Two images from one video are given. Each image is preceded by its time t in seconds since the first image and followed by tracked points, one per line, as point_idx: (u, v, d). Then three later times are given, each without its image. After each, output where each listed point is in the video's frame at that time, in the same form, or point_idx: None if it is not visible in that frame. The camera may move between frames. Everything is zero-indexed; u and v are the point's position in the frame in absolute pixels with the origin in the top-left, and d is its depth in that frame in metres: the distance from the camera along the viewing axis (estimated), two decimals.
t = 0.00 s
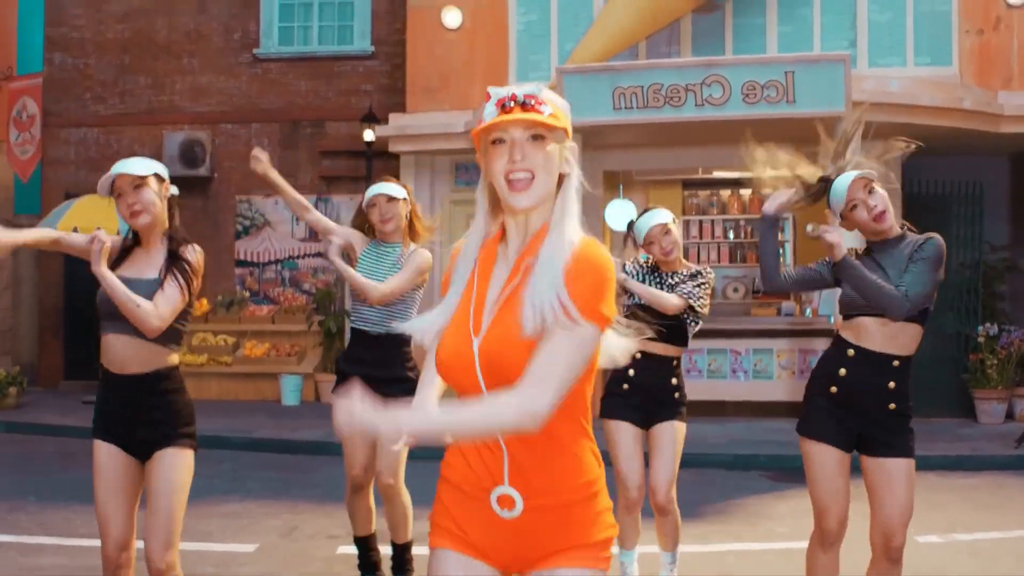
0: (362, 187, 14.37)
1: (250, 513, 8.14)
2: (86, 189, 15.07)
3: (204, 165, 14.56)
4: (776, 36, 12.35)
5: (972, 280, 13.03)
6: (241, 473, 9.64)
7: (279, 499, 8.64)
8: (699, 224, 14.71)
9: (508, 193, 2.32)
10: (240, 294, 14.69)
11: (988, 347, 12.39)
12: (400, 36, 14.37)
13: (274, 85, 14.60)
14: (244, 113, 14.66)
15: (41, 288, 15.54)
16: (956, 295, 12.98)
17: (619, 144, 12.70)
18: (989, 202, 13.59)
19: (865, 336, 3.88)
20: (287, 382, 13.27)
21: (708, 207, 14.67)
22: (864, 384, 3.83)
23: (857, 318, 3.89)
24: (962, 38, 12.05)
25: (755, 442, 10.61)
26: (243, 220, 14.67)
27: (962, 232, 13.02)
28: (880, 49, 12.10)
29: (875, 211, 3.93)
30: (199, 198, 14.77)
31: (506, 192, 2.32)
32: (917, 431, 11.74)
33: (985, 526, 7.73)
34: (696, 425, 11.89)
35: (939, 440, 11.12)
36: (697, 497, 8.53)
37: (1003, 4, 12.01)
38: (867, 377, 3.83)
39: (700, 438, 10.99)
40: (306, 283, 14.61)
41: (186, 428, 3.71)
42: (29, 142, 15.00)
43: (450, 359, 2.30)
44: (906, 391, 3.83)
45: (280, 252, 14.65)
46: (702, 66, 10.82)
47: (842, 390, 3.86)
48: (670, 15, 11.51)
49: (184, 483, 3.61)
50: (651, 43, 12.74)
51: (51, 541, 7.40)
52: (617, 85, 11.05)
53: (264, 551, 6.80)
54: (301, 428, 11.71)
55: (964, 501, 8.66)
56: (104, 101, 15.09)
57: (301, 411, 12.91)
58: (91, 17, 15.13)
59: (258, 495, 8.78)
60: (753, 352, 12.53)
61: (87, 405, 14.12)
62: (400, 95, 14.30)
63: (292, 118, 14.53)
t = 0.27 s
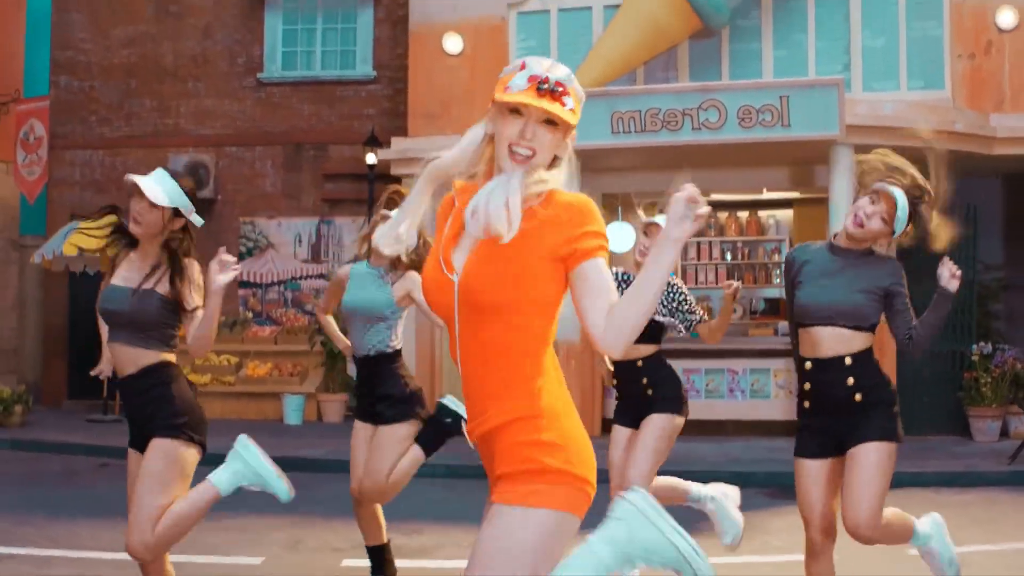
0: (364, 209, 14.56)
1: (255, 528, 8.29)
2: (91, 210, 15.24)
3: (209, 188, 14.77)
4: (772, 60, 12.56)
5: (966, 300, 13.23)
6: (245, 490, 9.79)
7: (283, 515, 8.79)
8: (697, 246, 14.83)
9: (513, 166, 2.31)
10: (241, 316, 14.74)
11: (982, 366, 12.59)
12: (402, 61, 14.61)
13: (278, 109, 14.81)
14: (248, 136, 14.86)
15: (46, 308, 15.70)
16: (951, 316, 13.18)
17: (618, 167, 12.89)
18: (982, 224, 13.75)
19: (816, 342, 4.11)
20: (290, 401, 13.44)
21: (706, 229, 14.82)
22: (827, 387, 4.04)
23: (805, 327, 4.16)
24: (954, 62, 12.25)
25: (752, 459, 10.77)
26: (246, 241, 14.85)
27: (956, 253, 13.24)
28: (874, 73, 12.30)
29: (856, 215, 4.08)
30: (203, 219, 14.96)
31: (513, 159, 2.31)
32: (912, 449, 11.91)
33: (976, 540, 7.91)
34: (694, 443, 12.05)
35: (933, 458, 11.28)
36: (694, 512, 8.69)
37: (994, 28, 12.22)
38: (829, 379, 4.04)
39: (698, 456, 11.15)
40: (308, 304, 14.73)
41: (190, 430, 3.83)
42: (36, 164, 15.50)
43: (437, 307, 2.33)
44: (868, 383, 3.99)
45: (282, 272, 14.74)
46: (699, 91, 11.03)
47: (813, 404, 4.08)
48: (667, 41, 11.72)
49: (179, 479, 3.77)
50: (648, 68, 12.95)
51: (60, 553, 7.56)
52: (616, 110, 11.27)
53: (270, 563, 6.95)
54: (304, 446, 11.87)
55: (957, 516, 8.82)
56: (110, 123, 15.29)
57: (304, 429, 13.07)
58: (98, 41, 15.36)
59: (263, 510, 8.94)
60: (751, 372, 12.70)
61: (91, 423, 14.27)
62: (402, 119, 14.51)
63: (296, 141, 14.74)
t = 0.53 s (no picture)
0: (368, 222, 14.94)
1: (266, 526, 8.63)
2: (100, 222, 15.60)
3: (216, 201, 15.12)
4: (764, 77, 12.94)
5: (954, 308, 13.61)
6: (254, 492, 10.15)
7: (292, 515, 9.14)
8: (693, 257, 15.19)
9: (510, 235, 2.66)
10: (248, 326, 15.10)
11: (970, 373, 12.95)
12: (405, 77, 15.00)
13: (284, 124, 15.19)
14: (254, 150, 15.23)
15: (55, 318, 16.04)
16: (941, 324, 13.57)
17: (615, 182, 13.26)
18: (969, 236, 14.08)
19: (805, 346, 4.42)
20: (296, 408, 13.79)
21: (701, 241, 15.17)
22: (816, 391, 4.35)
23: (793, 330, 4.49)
24: (941, 79, 12.63)
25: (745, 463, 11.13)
26: (252, 253, 15.21)
27: (944, 263, 13.66)
28: (863, 89, 12.69)
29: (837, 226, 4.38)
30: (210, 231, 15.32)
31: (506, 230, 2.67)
32: (901, 453, 12.27)
33: (957, 538, 8.27)
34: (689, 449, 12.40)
35: (922, 461, 11.64)
36: (688, 512, 9.05)
37: (980, 46, 12.61)
38: (817, 383, 4.37)
39: (693, 460, 11.51)
40: (313, 314, 15.17)
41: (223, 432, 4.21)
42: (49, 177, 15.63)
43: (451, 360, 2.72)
44: (853, 390, 4.34)
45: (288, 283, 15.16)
46: (693, 108, 11.39)
47: (798, 402, 4.38)
48: (663, 58, 12.10)
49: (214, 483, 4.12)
50: (645, 84, 13.34)
51: (80, 549, 7.91)
52: (612, 125, 11.64)
53: (282, 559, 7.30)
54: (310, 450, 12.22)
55: (941, 515, 9.19)
56: (119, 137, 15.66)
57: (309, 436, 13.42)
58: (107, 57, 15.73)
59: (273, 511, 9.28)
60: (745, 379, 13.04)
61: (100, 430, 14.62)
62: (405, 134, 14.89)
63: (301, 156, 15.11)
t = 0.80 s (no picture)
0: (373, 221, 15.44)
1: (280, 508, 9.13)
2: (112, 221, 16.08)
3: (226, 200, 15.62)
4: (755, 82, 13.45)
5: (939, 305, 14.13)
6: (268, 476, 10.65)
7: (306, 497, 9.64)
8: (688, 255, 15.70)
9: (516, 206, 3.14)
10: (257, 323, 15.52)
11: (954, 366, 13.45)
12: (409, 81, 15.52)
13: (291, 126, 15.70)
14: (262, 151, 15.73)
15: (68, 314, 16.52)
16: (928, 320, 14.10)
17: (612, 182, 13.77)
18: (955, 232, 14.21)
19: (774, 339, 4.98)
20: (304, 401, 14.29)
21: (696, 240, 15.71)
22: (786, 376, 4.88)
23: (766, 326, 5.03)
24: (926, 83, 13.10)
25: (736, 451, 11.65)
26: (260, 251, 15.70)
27: (927, 261, 14.20)
28: (850, 94, 13.19)
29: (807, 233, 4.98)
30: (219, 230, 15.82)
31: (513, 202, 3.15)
32: (886, 442, 12.78)
33: (933, 517, 8.79)
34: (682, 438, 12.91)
35: (905, 449, 12.16)
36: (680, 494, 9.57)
37: (963, 51, 13.05)
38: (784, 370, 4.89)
39: (686, 448, 12.02)
40: (319, 310, 15.58)
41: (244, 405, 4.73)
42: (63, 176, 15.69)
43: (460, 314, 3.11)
44: (815, 368, 4.83)
45: (295, 280, 15.63)
46: (686, 112, 11.87)
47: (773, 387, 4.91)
48: (657, 64, 12.60)
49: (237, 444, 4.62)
50: (641, 89, 13.85)
51: (108, 528, 8.41)
52: (609, 128, 12.13)
53: (299, 535, 7.81)
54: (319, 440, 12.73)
55: (921, 497, 9.71)
56: (131, 138, 16.15)
57: (317, 427, 13.92)
58: (119, 61, 16.23)
59: (287, 494, 9.78)
60: (738, 372, 13.56)
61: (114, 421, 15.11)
62: (409, 135, 15.40)
63: (308, 157, 15.62)
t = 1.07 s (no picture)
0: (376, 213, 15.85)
1: (291, 486, 9.56)
2: (122, 213, 16.49)
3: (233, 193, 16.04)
4: (749, 79, 13.87)
5: (927, 293, 14.56)
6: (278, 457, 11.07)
7: (315, 477, 10.06)
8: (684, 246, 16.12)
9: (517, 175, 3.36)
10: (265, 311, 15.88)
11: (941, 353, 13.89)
12: (412, 77, 15.93)
13: (297, 121, 16.11)
14: (268, 145, 16.14)
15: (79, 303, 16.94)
16: (917, 308, 14.52)
17: (610, 175, 14.19)
18: (943, 226, 14.76)
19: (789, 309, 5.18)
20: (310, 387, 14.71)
21: (692, 231, 16.12)
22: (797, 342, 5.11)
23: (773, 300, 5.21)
24: (914, 79, 13.50)
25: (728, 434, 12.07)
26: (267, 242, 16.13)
27: (917, 251, 14.62)
28: (841, 90, 13.62)
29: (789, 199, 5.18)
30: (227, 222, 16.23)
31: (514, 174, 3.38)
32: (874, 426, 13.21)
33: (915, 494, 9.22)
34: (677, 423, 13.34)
35: (892, 433, 12.59)
36: (674, 473, 9.99)
37: (950, 49, 13.45)
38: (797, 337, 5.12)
39: (680, 432, 12.45)
40: (325, 300, 16.04)
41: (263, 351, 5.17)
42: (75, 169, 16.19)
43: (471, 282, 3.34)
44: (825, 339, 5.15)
45: (301, 271, 16.09)
46: (680, 107, 12.29)
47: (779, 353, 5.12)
48: (653, 62, 13.02)
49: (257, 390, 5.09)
50: (638, 85, 14.27)
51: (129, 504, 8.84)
52: (606, 123, 12.54)
53: (311, 509, 8.23)
54: (325, 424, 13.14)
55: (904, 476, 10.13)
56: (140, 133, 16.56)
57: (322, 413, 14.33)
58: (128, 57, 16.63)
59: (296, 474, 10.21)
60: (732, 360, 13.97)
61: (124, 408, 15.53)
62: (412, 129, 15.82)
63: (313, 150, 16.02)
